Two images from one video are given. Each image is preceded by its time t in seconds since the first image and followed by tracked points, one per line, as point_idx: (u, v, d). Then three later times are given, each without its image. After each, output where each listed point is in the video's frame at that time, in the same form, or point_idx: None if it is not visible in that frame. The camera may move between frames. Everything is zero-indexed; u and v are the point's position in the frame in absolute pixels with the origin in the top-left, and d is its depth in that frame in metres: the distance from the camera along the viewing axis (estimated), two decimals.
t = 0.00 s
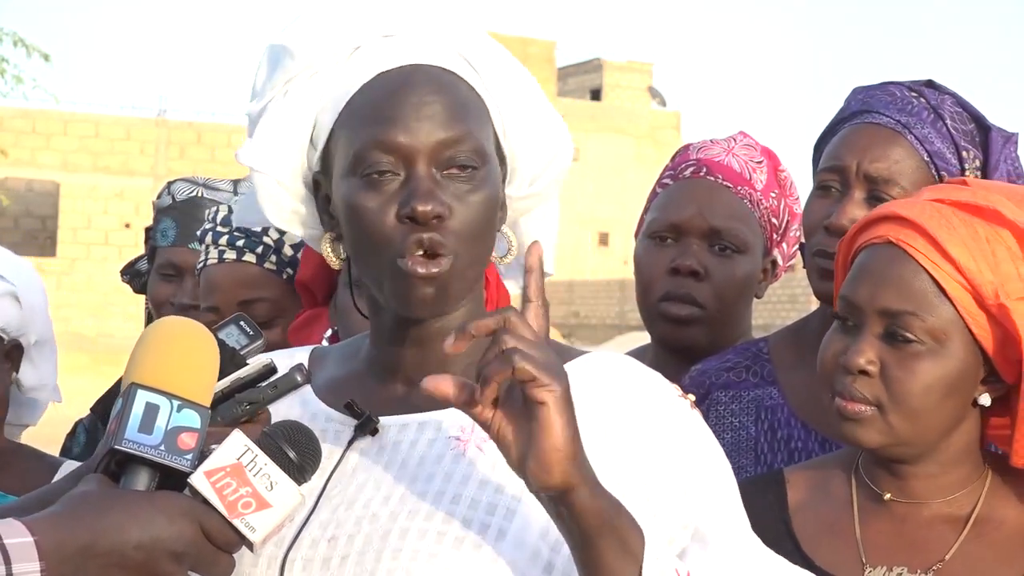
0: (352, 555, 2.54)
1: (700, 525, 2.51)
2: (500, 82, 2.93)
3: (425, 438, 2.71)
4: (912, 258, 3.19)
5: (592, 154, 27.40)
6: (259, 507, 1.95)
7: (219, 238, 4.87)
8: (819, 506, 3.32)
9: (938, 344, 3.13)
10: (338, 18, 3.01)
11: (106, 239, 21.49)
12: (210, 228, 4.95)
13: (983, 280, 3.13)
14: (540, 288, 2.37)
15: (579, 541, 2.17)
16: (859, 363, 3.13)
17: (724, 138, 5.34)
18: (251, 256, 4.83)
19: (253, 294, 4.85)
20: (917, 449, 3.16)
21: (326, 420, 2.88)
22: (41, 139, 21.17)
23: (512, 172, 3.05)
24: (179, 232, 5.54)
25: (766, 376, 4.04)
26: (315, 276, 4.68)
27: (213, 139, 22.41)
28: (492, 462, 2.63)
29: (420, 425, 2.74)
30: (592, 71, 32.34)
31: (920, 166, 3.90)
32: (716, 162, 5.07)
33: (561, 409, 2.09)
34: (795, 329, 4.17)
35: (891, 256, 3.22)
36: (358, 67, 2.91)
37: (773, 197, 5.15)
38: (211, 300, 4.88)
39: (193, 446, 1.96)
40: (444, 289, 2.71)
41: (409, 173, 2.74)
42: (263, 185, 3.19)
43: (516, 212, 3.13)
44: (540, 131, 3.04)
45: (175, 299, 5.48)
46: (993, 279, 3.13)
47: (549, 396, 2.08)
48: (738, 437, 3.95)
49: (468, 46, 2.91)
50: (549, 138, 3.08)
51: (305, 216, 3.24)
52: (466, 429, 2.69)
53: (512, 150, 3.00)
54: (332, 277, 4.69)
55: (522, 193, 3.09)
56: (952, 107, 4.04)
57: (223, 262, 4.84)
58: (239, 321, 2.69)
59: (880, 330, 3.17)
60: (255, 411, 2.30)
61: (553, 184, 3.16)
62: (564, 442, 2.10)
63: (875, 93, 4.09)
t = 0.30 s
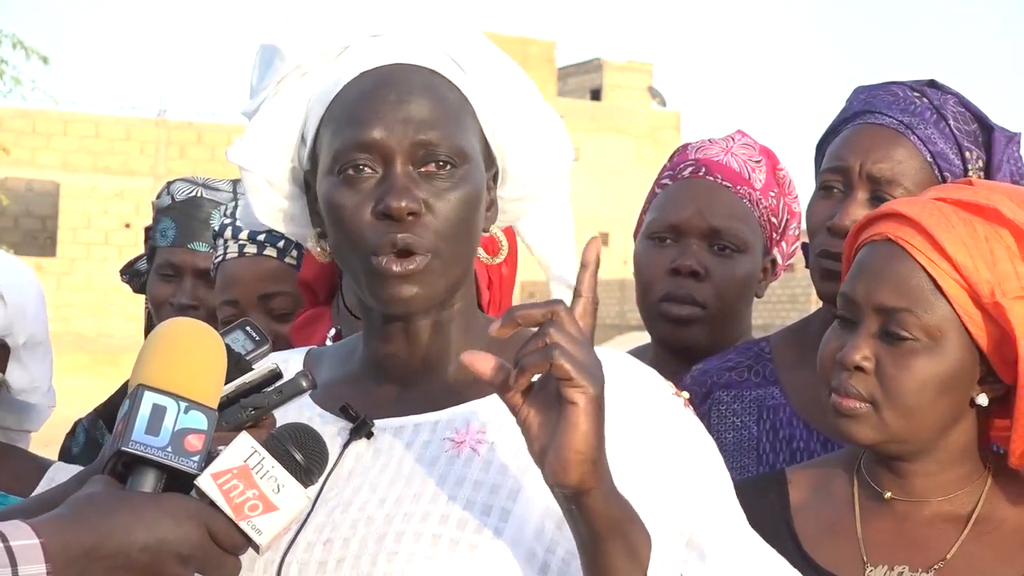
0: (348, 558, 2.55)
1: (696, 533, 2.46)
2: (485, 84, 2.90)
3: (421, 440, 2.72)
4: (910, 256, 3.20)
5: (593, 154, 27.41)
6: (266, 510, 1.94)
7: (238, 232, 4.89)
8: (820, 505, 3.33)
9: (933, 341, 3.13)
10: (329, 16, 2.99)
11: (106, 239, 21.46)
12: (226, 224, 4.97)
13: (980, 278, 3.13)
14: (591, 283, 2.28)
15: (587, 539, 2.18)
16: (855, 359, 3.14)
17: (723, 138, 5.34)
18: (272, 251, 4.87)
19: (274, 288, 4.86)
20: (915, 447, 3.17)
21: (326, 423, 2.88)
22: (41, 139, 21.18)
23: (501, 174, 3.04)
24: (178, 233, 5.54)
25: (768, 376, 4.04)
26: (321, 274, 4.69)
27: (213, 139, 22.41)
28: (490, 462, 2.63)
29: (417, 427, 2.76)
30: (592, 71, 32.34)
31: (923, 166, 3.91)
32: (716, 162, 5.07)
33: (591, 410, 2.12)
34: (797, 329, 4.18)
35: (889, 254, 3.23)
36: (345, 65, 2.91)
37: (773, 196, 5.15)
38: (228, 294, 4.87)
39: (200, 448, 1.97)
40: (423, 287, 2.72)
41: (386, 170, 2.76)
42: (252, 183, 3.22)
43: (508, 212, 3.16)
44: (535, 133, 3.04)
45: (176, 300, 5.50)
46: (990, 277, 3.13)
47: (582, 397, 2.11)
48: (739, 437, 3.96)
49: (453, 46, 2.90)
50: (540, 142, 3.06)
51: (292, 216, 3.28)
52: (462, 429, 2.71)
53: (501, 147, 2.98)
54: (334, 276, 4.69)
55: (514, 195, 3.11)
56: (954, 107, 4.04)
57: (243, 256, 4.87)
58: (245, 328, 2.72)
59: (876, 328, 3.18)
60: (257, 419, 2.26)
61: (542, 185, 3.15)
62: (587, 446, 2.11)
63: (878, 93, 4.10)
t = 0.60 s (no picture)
0: (351, 557, 2.54)
1: (691, 540, 2.44)
2: (496, 84, 2.91)
3: (425, 440, 2.70)
4: (909, 255, 3.19)
5: (592, 154, 27.40)
6: (267, 511, 1.94)
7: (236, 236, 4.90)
8: (820, 506, 3.32)
9: (932, 341, 3.13)
10: (334, 20, 3.01)
11: (106, 239, 21.45)
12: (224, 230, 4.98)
13: (978, 279, 3.12)
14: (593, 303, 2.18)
15: (588, 542, 2.17)
16: (854, 359, 3.14)
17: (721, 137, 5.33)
18: (272, 251, 4.88)
19: (276, 286, 4.85)
20: (914, 446, 3.16)
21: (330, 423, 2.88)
22: (41, 139, 21.20)
23: (507, 170, 3.01)
24: (179, 233, 5.54)
25: (768, 376, 4.04)
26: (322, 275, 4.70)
27: (213, 139, 22.41)
28: (492, 464, 2.62)
29: (422, 427, 2.73)
30: (592, 71, 32.33)
31: (924, 168, 3.90)
32: (714, 161, 5.06)
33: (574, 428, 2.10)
34: (797, 328, 4.17)
35: (889, 253, 3.23)
36: (352, 67, 2.90)
37: (771, 195, 5.14)
38: (229, 296, 4.86)
39: (200, 449, 1.96)
40: (434, 271, 2.72)
41: (393, 158, 2.76)
42: (260, 186, 3.21)
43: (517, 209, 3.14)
44: (538, 133, 3.03)
45: (177, 301, 5.49)
46: (988, 278, 3.12)
47: (557, 429, 2.07)
48: (739, 437, 3.95)
49: (459, 47, 2.88)
50: (547, 142, 3.07)
51: (301, 217, 3.27)
52: (466, 430, 2.68)
53: (508, 147, 2.97)
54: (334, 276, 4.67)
55: (522, 191, 3.09)
56: (956, 108, 4.04)
57: (243, 258, 4.87)
58: (245, 327, 2.72)
59: (875, 327, 3.18)
60: (260, 420, 2.27)
61: (551, 182, 3.14)
62: (562, 475, 2.09)
63: (880, 93, 4.09)
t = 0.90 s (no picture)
0: (355, 558, 2.54)
1: (694, 540, 2.44)
2: (496, 93, 2.91)
3: (431, 442, 2.71)
4: (908, 258, 3.19)
5: (592, 154, 27.40)
6: (267, 514, 1.95)
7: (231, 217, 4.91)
8: (819, 506, 3.33)
9: (932, 343, 3.13)
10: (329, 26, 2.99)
11: (106, 239, 21.29)
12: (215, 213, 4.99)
13: (978, 281, 3.13)
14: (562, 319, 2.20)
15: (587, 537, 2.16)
16: (853, 361, 3.15)
17: (716, 136, 5.34)
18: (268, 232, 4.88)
19: (271, 267, 4.85)
20: (913, 448, 3.17)
21: (334, 427, 2.89)
22: (41, 139, 21.21)
23: (511, 174, 3.02)
24: (176, 236, 5.50)
25: (767, 376, 4.05)
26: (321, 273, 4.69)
27: (213, 139, 22.42)
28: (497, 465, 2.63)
29: (426, 429, 2.75)
30: (592, 71, 32.33)
31: (923, 169, 3.91)
32: (709, 162, 5.08)
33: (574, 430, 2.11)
34: (797, 328, 4.18)
35: (889, 256, 3.23)
36: (351, 78, 2.92)
37: (768, 194, 5.14)
38: (223, 276, 4.85)
39: (201, 452, 1.97)
40: (444, 300, 2.72)
41: (401, 185, 2.75)
42: (260, 199, 3.24)
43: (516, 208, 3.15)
44: (538, 132, 3.02)
45: (175, 302, 5.51)
46: (988, 280, 3.13)
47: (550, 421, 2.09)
48: (738, 437, 3.95)
49: (459, 52, 2.91)
50: (547, 131, 3.05)
51: (301, 228, 3.30)
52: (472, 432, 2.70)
53: (510, 152, 2.97)
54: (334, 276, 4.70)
55: (520, 193, 3.09)
56: (955, 108, 4.04)
57: (238, 239, 4.89)
58: (246, 337, 2.71)
59: (874, 328, 3.18)
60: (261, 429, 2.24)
61: (551, 179, 3.14)
62: (554, 493, 2.08)
63: (879, 93, 4.09)
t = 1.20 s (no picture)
0: (362, 558, 2.55)
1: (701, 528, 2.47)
2: (509, 89, 2.93)
3: (436, 442, 2.74)
4: (905, 259, 3.20)
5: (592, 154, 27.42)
6: (272, 514, 1.96)
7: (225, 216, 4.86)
8: (819, 507, 3.34)
9: (928, 344, 3.15)
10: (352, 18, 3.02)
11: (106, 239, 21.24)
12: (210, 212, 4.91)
13: (974, 282, 3.14)
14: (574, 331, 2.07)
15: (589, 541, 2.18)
16: (851, 362, 3.16)
17: (713, 134, 5.34)
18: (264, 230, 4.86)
19: (268, 265, 4.82)
20: (909, 448, 3.18)
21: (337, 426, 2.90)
22: (41, 139, 21.22)
23: (524, 176, 3.06)
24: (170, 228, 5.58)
25: (766, 376, 4.06)
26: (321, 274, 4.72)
27: (213, 139, 22.44)
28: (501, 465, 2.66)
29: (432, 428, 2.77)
30: (592, 71, 32.36)
31: (922, 170, 3.92)
32: (706, 161, 5.09)
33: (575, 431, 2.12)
34: (796, 329, 4.20)
35: (886, 257, 3.24)
36: (366, 68, 2.94)
37: (765, 193, 5.16)
38: (218, 275, 4.78)
39: (205, 453, 1.97)
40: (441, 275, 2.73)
41: (406, 162, 2.78)
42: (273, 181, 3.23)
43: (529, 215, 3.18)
44: (555, 139, 3.05)
45: (166, 295, 5.49)
46: (984, 281, 3.14)
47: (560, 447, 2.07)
48: (738, 437, 3.97)
49: (477, 48, 2.92)
50: (568, 152, 3.09)
51: (313, 214, 3.29)
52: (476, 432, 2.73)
53: (523, 151, 3.00)
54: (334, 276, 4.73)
55: (535, 198, 3.13)
56: (953, 108, 4.06)
57: (234, 237, 4.83)
58: (247, 337, 2.72)
59: (871, 329, 3.20)
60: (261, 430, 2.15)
61: (567, 189, 3.17)
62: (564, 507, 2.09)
63: (876, 93, 4.11)
